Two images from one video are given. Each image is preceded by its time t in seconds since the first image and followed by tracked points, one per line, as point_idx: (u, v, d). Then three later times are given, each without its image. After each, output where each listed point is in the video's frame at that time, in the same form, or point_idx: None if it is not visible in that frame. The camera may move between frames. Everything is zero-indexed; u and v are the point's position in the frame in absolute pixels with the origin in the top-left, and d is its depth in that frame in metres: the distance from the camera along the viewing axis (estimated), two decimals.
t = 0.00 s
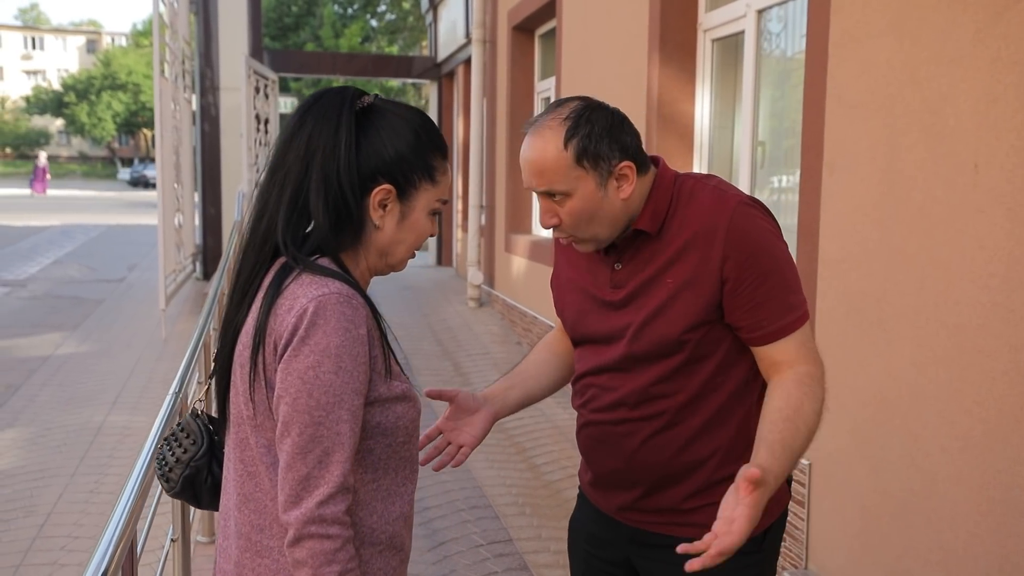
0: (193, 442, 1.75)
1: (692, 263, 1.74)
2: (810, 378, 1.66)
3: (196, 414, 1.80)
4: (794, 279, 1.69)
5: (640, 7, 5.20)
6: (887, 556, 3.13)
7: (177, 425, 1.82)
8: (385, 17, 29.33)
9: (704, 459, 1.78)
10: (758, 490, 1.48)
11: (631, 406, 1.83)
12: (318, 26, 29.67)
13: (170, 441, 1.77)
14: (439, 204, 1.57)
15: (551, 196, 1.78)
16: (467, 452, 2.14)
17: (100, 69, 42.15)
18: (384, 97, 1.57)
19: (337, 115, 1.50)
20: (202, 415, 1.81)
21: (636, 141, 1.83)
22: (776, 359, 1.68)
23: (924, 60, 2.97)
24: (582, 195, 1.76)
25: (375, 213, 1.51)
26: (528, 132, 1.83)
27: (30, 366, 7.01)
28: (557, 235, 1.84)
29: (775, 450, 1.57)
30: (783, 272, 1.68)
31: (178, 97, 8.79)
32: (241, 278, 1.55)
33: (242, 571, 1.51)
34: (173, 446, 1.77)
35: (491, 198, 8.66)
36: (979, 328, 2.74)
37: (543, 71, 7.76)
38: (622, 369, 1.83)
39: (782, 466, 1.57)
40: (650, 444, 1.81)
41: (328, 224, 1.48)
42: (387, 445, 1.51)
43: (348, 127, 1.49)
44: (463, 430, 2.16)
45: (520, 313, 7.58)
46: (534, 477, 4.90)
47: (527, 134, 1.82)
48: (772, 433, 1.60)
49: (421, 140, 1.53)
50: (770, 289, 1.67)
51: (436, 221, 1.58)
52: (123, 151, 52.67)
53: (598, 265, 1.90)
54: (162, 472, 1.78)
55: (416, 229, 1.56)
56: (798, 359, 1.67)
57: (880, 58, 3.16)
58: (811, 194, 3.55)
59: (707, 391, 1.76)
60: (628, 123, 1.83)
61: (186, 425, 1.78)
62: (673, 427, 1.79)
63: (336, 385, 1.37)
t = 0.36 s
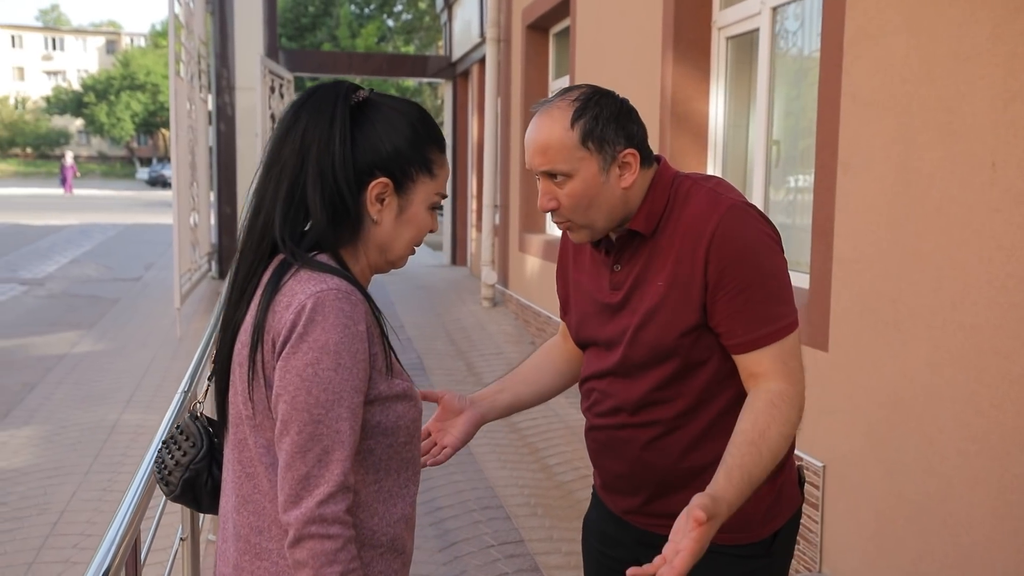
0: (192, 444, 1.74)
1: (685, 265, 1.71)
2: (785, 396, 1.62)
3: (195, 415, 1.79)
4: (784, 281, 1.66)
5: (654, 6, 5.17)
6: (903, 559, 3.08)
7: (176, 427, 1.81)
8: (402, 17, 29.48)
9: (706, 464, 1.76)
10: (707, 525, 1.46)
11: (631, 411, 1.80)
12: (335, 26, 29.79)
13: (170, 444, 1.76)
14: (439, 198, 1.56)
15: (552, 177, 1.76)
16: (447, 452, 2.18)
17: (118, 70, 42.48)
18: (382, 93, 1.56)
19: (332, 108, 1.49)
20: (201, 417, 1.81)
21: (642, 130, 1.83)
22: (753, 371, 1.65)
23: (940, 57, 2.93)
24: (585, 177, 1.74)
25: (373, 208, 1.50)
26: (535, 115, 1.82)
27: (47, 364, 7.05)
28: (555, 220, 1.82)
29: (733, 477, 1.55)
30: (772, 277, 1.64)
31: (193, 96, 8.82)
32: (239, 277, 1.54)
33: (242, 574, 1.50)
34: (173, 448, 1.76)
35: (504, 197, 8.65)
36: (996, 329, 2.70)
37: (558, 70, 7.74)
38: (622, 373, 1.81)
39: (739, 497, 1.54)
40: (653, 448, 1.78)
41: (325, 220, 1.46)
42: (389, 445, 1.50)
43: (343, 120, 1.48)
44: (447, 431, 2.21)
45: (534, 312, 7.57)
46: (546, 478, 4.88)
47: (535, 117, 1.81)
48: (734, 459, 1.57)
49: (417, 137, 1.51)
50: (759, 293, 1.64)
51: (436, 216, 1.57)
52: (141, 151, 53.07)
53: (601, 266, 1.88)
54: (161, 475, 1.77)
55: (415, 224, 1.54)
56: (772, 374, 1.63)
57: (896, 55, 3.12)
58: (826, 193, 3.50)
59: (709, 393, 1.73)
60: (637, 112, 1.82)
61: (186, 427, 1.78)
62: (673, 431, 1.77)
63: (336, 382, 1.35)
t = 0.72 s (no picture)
0: (191, 447, 1.73)
1: (688, 267, 1.68)
2: (804, 398, 1.59)
3: (197, 418, 1.78)
4: (794, 283, 1.63)
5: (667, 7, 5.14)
6: (917, 568, 3.03)
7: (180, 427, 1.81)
8: (421, 19, 29.71)
9: (705, 470, 1.73)
10: (734, 537, 1.44)
11: (631, 414, 1.77)
12: (354, 27, 29.92)
13: (171, 445, 1.76)
14: (429, 209, 1.51)
15: (556, 174, 1.74)
16: (463, 459, 2.16)
17: (140, 72, 42.94)
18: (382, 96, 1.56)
19: (326, 107, 1.48)
20: (202, 420, 1.80)
21: (647, 129, 1.80)
22: (769, 373, 1.62)
23: (955, 57, 2.88)
24: (589, 173, 1.72)
25: (354, 209, 1.48)
26: (539, 110, 1.80)
27: (64, 364, 7.10)
28: (558, 217, 1.79)
29: (756, 485, 1.54)
30: (780, 280, 1.61)
31: (210, 98, 8.84)
32: (230, 277, 1.53)
33: None
34: (174, 450, 1.76)
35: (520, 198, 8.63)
36: (1012, 334, 2.65)
37: (573, 71, 7.71)
38: (622, 376, 1.77)
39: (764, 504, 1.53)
40: (651, 453, 1.75)
41: (314, 219, 1.46)
42: (373, 453, 1.48)
43: (334, 120, 1.47)
44: (461, 439, 2.20)
45: (548, 314, 7.54)
46: (558, 481, 4.85)
47: (538, 112, 1.79)
48: (756, 467, 1.56)
49: (409, 141, 1.49)
50: (771, 296, 1.60)
51: (422, 226, 1.52)
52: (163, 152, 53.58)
53: (603, 268, 1.86)
54: (163, 477, 1.78)
55: (399, 233, 1.50)
56: (791, 376, 1.60)
57: (911, 55, 3.08)
58: (839, 195, 3.46)
59: (708, 397, 1.70)
60: (641, 111, 1.80)
61: (187, 429, 1.76)
62: (673, 436, 1.73)
63: (311, 385, 1.33)
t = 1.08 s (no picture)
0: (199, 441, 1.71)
1: (692, 272, 1.64)
2: (812, 409, 1.55)
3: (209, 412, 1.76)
4: (801, 290, 1.59)
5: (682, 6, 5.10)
6: None
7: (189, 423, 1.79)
8: (443, 19, 30.12)
9: (707, 478, 1.68)
10: (743, 554, 1.42)
11: (631, 422, 1.73)
12: (375, 28, 30.04)
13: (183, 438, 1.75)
14: (411, 224, 1.48)
15: (559, 175, 1.68)
16: (472, 470, 2.17)
17: (165, 73, 43.41)
18: (394, 104, 1.56)
19: (330, 108, 1.49)
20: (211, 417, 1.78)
21: (652, 129, 1.75)
22: (776, 383, 1.58)
23: (973, 56, 2.82)
24: (593, 175, 1.66)
25: (337, 214, 1.47)
26: (541, 109, 1.74)
27: (83, 363, 7.15)
28: (559, 219, 1.73)
29: (764, 499, 1.51)
30: (787, 287, 1.57)
31: (229, 98, 8.86)
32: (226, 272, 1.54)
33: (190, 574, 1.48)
34: (186, 443, 1.75)
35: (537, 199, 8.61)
36: None
37: (590, 71, 7.68)
38: (622, 383, 1.73)
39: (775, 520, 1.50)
40: (652, 461, 1.72)
41: (300, 217, 1.46)
42: (344, 462, 1.46)
43: (333, 121, 1.47)
44: (470, 448, 2.20)
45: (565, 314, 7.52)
46: (571, 483, 4.82)
47: (540, 112, 1.73)
48: (766, 480, 1.52)
49: (399, 151, 1.47)
50: (779, 303, 1.57)
51: (407, 243, 1.49)
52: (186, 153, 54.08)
53: (604, 272, 1.81)
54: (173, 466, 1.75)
55: (379, 246, 1.48)
56: (799, 387, 1.57)
57: (927, 54, 3.02)
58: (854, 196, 3.41)
59: (710, 403, 1.66)
60: (646, 111, 1.75)
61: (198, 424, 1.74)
62: (675, 444, 1.69)
63: (269, 386, 1.32)
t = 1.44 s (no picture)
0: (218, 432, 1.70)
1: (695, 275, 1.60)
2: (820, 418, 1.51)
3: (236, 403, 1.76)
4: (809, 296, 1.55)
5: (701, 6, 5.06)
6: None
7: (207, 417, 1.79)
8: (468, 20, 30.38)
9: (708, 485, 1.65)
10: (739, 571, 1.40)
11: (630, 427, 1.70)
12: (402, 29, 30.16)
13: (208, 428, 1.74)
14: (379, 227, 1.50)
15: (564, 173, 1.63)
16: (496, 485, 2.17)
17: (194, 75, 43.93)
18: (381, 107, 1.60)
19: (311, 111, 1.54)
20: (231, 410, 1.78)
21: (659, 127, 1.70)
22: (783, 391, 1.54)
23: (993, 55, 2.77)
24: (599, 174, 1.61)
25: (312, 216, 1.52)
26: (545, 106, 1.69)
27: (107, 362, 7.22)
28: (562, 219, 1.68)
29: (767, 512, 1.46)
30: (795, 293, 1.53)
31: (253, 99, 8.90)
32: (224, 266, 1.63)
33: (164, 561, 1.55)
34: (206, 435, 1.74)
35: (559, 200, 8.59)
36: None
37: (611, 72, 7.64)
38: (622, 386, 1.70)
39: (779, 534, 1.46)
40: (652, 467, 1.69)
41: (276, 218, 1.53)
42: (303, 465, 1.48)
43: (312, 123, 1.52)
44: (491, 463, 2.20)
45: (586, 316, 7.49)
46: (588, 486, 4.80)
47: (544, 108, 1.68)
48: (771, 494, 1.48)
49: (370, 152, 1.51)
50: (788, 309, 1.53)
51: (378, 247, 1.51)
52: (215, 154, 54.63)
53: (606, 273, 1.78)
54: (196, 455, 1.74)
55: (349, 249, 1.51)
56: (808, 395, 1.52)
57: (947, 53, 2.97)
58: (873, 197, 3.36)
59: (711, 408, 1.62)
60: (653, 107, 1.70)
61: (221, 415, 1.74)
62: (676, 450, 1.66)
63: (213, 382, 1.36)
